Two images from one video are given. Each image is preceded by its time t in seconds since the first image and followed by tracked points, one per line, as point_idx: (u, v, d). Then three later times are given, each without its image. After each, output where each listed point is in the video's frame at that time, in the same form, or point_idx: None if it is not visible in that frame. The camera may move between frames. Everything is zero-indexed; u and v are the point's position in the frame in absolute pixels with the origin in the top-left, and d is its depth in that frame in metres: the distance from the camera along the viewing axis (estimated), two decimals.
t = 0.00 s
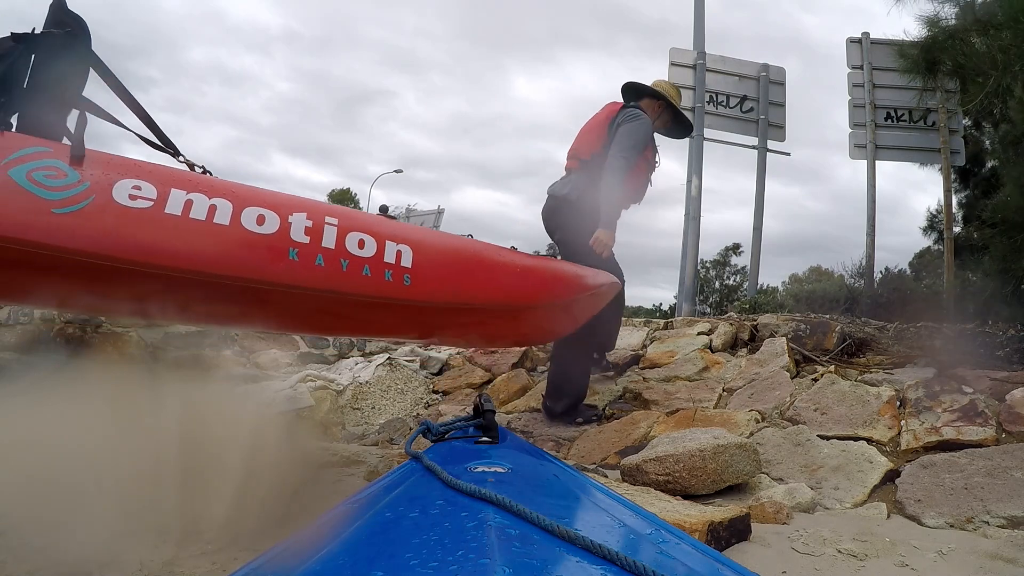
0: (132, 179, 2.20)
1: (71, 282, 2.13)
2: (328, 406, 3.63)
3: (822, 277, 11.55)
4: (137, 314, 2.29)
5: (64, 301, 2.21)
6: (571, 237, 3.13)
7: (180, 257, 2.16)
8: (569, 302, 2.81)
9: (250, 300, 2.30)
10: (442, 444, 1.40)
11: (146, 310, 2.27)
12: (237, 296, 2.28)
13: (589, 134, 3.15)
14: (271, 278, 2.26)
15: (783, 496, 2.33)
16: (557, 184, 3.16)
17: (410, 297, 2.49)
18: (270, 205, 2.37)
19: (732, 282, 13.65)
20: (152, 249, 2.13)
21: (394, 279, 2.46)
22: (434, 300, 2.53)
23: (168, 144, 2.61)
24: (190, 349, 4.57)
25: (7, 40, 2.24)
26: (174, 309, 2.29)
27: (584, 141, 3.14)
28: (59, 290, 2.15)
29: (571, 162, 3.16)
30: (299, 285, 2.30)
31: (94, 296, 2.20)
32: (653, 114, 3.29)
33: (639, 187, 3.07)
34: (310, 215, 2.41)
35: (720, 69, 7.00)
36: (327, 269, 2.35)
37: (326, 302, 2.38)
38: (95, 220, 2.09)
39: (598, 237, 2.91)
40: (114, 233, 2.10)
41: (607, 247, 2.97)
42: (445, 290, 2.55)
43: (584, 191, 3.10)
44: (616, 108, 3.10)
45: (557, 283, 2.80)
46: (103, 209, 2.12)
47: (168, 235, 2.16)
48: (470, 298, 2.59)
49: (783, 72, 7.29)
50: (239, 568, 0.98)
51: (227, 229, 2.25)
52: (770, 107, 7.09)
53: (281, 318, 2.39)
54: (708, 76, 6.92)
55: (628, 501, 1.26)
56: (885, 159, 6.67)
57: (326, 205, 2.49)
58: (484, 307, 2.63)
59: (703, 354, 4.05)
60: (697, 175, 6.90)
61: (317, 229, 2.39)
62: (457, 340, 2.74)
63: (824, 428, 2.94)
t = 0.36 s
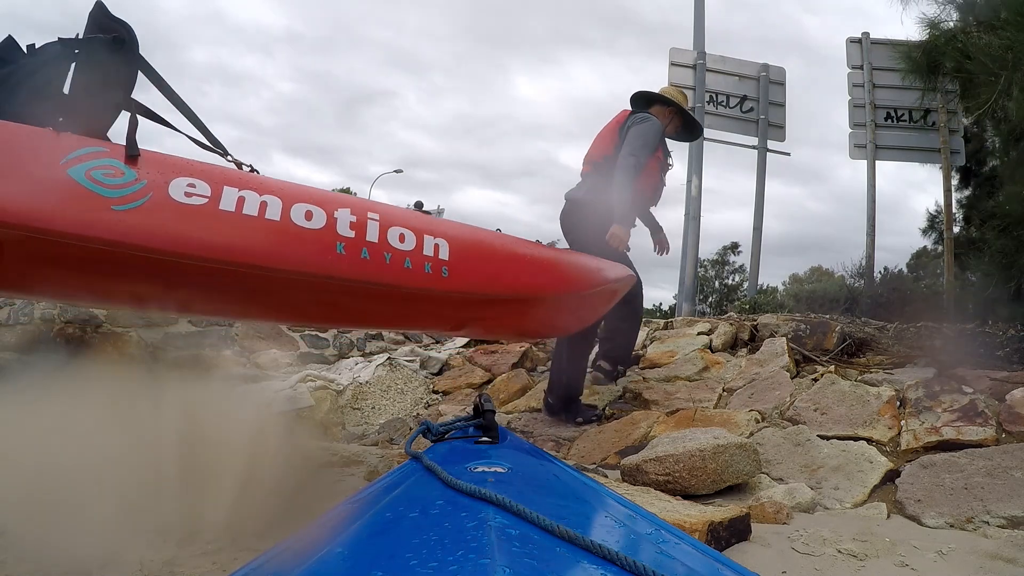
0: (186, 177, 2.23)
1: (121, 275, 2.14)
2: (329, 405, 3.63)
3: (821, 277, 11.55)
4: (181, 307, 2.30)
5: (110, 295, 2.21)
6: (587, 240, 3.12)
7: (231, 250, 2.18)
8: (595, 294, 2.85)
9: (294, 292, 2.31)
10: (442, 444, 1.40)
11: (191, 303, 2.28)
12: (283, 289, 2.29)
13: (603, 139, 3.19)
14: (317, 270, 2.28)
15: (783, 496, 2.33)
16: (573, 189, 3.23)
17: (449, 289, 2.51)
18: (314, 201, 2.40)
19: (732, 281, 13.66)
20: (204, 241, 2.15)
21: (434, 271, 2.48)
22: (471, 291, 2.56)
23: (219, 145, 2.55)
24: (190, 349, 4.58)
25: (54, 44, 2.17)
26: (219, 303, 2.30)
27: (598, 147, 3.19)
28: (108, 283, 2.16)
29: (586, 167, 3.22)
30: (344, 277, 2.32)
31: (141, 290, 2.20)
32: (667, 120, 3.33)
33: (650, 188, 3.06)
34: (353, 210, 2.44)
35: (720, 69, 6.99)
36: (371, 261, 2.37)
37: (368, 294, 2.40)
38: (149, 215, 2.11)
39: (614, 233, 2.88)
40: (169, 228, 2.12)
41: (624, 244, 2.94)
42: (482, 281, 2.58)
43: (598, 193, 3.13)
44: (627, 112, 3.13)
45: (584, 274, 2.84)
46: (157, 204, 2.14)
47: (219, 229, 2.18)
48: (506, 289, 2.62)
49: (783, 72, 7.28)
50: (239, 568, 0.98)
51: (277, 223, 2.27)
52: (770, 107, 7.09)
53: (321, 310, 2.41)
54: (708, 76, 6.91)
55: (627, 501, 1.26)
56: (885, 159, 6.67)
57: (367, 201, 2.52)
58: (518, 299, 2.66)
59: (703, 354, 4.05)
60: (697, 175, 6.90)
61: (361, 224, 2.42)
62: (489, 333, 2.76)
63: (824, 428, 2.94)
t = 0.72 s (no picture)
0: (274, 162, 2.34)
1: (214, 255, 2.21)
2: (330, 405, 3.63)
3: (821, 277, 11.54)
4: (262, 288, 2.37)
5: (197, 276, 2.27)
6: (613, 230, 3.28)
7: (321, 230, 2.29)
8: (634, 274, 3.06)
9: (372, 270, 2.43)
10: (442, 445, 1.40)
11: (272, 283, 2.36)
12: (363, 267, 2.41)
13: (618, 137, 3.39)
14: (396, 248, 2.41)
15: (783, 496, 2.33)
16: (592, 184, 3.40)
17: (511, 267, 2.66)
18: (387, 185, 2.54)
19: (732, 281, 13.64)
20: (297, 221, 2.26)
21: (497, 250, 2.64)
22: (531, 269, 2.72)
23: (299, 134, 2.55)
24: (190, 349, 4.59)
25: (133, 38, 2.18)
26: (300, 282, 2.39)
27: (614, 144, 3.38)
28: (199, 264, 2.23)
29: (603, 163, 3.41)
30: (421, 254, 2.46)
31: (231, 270, 2.27)
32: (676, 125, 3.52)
33: (668, 182, 3.24)
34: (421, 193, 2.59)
35: (721, 69, 6.99)
36: (442, 240, 2.52)
37: (439, 272, 2.53)
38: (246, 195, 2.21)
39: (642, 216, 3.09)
40: (263, 210, 2.22)
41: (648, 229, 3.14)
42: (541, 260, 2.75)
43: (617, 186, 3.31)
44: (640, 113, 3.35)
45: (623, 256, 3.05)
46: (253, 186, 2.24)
47: (309, 210, 2.29)
48: (560, 268, 2.80)
49: (784, 72, 7.28)
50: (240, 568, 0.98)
51: (360, 205, 2.40)
52: (770, 107, 7.09)
53: (392, 289, 2.53)
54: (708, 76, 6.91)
55: (626, 501, 1.26)
56: (884, 159, 6.66)
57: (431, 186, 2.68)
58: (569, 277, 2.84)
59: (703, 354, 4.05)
60: (697, 174, 6.90)
61: (429, 206, 2.56)
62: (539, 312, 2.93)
63: (824, 428, 2.94)
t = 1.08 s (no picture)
0: (370, 156, 2.59)
1: (264, 232, 2.37)
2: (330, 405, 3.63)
3: (821, 277, 11.51)
4: (328, 269, 2.56)
5: (299, 259, 2.49)
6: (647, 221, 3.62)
7: (366, 208, 2.46)
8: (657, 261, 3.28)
9: (426, 254, 2.64)
10: (442, 445, 1.40)
11: (338, 263, 2.55)
12: (401, 246, 2.58)
13: (639, 132, 3.71)
14: (434, 227, 2.59)
15: (783, 496, 2.33)
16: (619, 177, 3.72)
17: (536, 249, 2.87)
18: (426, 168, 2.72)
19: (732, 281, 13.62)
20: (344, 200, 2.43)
21: (557, 237, 2.96)
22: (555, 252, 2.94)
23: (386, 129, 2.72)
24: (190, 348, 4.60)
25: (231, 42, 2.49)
26: (342, 261, 2.56)
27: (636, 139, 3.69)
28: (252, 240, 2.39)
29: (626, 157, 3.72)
30: (499, 240, 2.75)
31: (279, 248, 2.44)
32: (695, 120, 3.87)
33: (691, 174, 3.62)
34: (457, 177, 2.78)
35: (721, 69, 6.99)
36: (515, 227, 2.82)
37: (511, 256, 2.82)
38: (299, 175, 2.37)
39: (677, 211, 3.45)
40: (367, 199, 2.48)
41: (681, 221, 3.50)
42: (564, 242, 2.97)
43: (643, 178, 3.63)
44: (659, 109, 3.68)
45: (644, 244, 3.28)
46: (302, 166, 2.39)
47: (405, 199, 2.56)
48: (589, 253, 3.06)
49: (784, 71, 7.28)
50: (240, 568, 0.98)
51: (447, 196, 2.68)
52: (770, 107, 7.09)
53: (426, 268, 2.70)
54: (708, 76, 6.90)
55: (626, 501, 1.26)
56: (884, 159, 6.66)
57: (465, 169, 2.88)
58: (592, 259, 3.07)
59: (703, 354, 4.04)
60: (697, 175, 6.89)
61: (502, 198, 2.85)
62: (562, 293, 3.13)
63: (824, 428, 2.94)
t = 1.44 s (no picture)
0: (455, 175, 2.71)
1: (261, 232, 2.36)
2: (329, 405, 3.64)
3: (820, 277, 11.50)
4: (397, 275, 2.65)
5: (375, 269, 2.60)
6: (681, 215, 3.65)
7: (446, 225, 2.57)
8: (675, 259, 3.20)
9: (498, 265, 2.74)
10: (442, 445, 1.40)
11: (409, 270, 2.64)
12: (401, 244, 2.54)
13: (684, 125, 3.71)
14: (434, 223, 2.54)
15: (783, 496, 2.33)
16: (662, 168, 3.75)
17: (563, 251, 2.85)
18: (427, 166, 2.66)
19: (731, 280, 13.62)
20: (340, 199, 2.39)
21: (620, 247, 3.04)
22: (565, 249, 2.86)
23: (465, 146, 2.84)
24: (190, 348, 4.61)
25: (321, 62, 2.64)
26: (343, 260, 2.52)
27: (681, 132, 3.70)
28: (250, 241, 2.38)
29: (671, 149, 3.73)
30: (566, 250, 2.85)
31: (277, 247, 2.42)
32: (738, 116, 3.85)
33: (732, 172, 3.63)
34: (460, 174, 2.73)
35: (721, 69, 6.98)
36: (582, 239, 2.92)
37: (576, 264, 2.93)
38: (309, 177, 2.36)
39: (716, 210, 3.47)
40: (449, 215, 2.59)
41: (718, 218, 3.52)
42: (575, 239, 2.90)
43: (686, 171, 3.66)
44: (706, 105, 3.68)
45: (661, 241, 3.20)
46: (298, 166, 2.37)
47: (482, 216, 2.67)
48: (644, 258, 3.11)
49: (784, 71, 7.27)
50: (241, 567, 0.98)
51: (521, 211, 2.78)
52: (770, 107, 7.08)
53: (428, 266, 2.66)
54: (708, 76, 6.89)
55: (627, 501, 1.26)
56: (884, 159, 6.65)
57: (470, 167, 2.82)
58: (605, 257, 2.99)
59: (703, 354, 4.04)
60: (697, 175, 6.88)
61: (571, 210, 2.94)
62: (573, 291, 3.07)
63: (824, 428, 2.94)
